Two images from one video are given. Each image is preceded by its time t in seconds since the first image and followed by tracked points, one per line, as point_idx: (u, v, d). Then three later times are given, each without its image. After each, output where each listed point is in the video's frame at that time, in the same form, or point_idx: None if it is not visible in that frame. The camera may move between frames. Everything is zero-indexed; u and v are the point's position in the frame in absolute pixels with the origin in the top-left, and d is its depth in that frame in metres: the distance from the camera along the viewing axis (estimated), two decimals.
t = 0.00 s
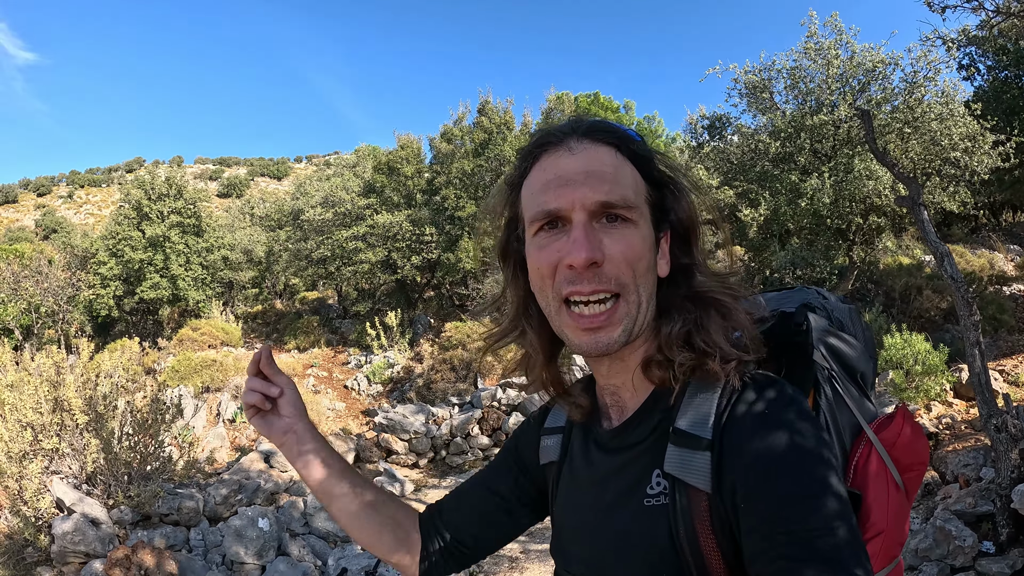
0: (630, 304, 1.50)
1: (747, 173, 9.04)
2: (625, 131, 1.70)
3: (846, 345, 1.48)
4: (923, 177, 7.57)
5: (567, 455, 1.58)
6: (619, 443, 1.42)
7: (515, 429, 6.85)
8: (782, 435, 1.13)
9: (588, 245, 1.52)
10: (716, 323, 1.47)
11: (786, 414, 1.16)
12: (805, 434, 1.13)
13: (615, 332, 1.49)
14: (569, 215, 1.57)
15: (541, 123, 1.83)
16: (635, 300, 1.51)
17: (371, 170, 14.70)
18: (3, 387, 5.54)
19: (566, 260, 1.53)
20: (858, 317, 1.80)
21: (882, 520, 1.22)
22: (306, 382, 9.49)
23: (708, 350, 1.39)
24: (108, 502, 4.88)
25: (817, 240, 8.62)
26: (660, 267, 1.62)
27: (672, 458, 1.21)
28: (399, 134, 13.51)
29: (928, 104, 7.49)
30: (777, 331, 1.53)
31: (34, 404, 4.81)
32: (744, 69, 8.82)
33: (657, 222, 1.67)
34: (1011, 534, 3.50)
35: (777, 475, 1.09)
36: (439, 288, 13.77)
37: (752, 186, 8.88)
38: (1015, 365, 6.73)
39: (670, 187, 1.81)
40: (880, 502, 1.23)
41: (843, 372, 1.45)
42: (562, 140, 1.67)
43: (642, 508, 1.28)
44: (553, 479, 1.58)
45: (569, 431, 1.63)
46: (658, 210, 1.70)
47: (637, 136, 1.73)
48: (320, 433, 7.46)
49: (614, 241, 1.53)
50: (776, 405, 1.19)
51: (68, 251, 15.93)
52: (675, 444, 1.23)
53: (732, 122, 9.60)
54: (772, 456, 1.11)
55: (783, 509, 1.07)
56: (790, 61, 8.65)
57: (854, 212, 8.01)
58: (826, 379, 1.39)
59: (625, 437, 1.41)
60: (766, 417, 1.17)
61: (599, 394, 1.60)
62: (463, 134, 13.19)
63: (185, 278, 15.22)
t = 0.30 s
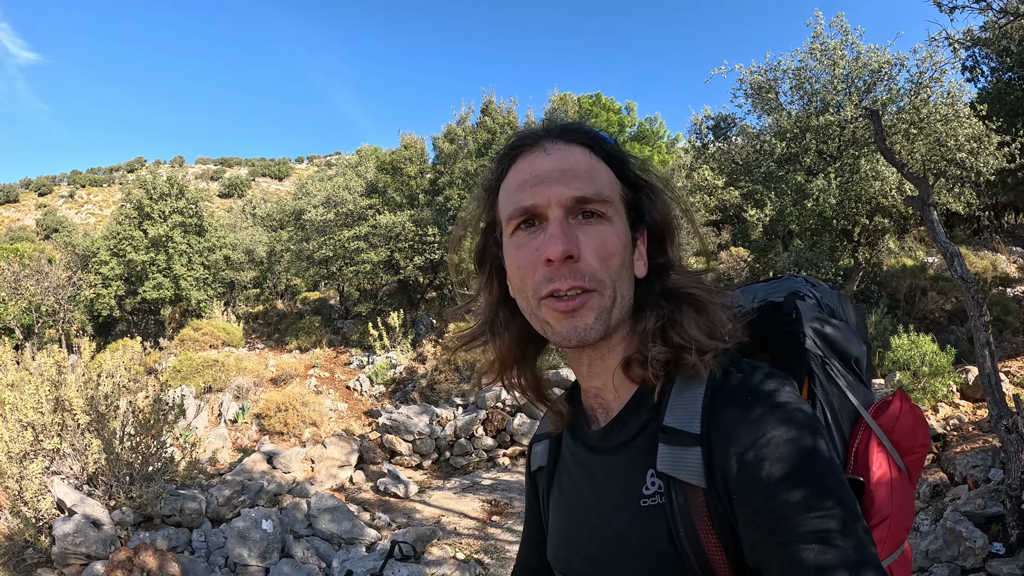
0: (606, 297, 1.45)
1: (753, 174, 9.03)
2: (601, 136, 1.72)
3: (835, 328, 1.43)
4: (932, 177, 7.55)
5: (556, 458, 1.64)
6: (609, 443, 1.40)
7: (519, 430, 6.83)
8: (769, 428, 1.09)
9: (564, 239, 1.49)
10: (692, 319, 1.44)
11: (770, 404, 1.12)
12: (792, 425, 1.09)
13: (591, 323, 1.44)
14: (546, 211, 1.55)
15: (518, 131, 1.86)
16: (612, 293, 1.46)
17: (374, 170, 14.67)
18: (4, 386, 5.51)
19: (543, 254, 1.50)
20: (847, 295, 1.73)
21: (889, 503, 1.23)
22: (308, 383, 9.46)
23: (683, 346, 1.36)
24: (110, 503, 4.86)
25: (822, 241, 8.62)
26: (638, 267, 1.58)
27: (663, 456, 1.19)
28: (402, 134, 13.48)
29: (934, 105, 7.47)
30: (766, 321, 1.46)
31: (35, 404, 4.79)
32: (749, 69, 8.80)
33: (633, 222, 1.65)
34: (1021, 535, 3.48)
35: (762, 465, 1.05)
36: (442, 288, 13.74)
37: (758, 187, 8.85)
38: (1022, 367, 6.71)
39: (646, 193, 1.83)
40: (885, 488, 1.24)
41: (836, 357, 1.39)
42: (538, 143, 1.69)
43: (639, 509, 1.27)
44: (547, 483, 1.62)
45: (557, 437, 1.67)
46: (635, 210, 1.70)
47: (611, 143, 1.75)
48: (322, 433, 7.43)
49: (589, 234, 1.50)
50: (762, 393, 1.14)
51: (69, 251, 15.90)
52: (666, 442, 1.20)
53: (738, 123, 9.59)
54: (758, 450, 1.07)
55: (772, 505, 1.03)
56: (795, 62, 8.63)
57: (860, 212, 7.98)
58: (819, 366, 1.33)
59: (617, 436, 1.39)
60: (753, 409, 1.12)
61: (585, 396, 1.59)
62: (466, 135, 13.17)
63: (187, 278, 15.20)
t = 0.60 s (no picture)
0: (592, 313, 1.45)
1: (756, 173, 9.02)
2: (588, 154, 1.70)
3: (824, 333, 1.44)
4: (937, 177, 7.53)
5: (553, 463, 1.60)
6: (603, 443, 1.40)
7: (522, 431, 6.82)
8: (756, 416, 1.11)
9: (548, 259, 1.49)
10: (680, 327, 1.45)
11: (755, 393, 1.15)
12: (776, 413, 1.11)
13: (578, 337, 1.44)
14: (531, 231, 1.55)
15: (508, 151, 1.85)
16: (596, 308, 1.46)
17: (377, 170, 14.67)
18: (6, 387, 5.51)
19: (529, 274, 1.50)
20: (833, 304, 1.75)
21: (882, 498, 1.25)
22: (309, 383, 9.45)
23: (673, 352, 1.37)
24: (111, 504, 4.85)
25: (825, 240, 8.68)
26: (626, 278, 1.58)
27: (658, 451, 1.20)
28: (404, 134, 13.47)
29: (937, 105, 7.46)
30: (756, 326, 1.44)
31: (37, 405, 4.79)
32: (752, 69, 8.79)
33: (619, 236, 1.62)
34: None
35: (746, 448, 1.07)
36: (444, 288, 13.74)
37: (761, 187, 8.82)
38: None
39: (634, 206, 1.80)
40: (877, 482, 1.26)
41: (826, 361, 1.41)
42: (526, 163, 1.68)
43: (635, 505, 1.26)
44: (542, 488, 1.59)
45: (554, 441, 1.64)
46: (620, 224, 1.66)
47: (599, 159, 1.72)
48: (324, 434, 7.43)
49: (573, 253, 1.49)
50: (748, 386, 1.18)
51: (70, 251, 15.90)
52: (660, 437, 1.22)
53: (741, 122, 9.57)
54: (744, 435, 1.08)
55: (757, 488, 1.03)
56: (798, 62, 8.62)
57: (864, 212, 7.96)
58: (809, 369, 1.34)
59: (611, 436, 1.39)
60: (739, 400, 1.15)
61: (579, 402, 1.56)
62: (468, 135, 13.16)
63: (188, 278, 15.20)
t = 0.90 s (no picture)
0: (567, 301, 1.47)
1: (759, 173, 9.02)
2: (581, 141, 1.67)
3: (820, 327, 1.47)
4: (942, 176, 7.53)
5: (564, 456, 1.56)
6: (624, 433, 1.41)
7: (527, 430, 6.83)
8: (787, 402, 1.14)
9: (522, 250, 1.53)
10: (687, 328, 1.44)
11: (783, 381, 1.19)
12: (803, 401, 1.15)
13: (554, 324, 1.47)
14: (514, 226, 1.61)
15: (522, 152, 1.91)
16: (573, 296, 1.47)
17: (380, 171, 14.69)
18: (11, 386, 5.53)
19: (508, 266, 1.57)
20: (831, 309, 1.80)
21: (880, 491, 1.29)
22: (313, 384, 9.47)
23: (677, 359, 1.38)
24: (117, 504, 4.87)
25: (829, 241, 8.69)
26: (630, 264, 1.53)
27: (685, 438, 1.23)
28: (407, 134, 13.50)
29: (941, 104, 7.46)
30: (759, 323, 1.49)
31: (42, 405, 4.81)
32: (756, 69, 8.81)
33: (621, 222, 1.55)
34: None
35: (779, 430, 1.11)
36: (447, 289, 13.76)
37: (765, 187, 8.81)
38: None
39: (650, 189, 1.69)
40: (875, 476, 1.30)
41: (823, 356, 1.42)
42: (521, 163, 1.72)
43: (658, 493, 1.27)
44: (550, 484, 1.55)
45: (565, 433, 1.60)
46: (623, 210, 1.57)
47: (597, 143, 1.68)
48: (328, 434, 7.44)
49: (548, 244, 1.51)
50: (775, 375, 1.21)
51: (73, 251, 15.95)
52: (686, 425, 1.24)
53: (744, 122, 9.57)
54: (777, 419, 1.12)
55: (790, 470, 1.07)
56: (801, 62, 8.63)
57: (868, 212, 7.96)
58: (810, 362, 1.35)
59: (630, 427, 1.41)
60: (769, 386, 1.18)
61: (594, 393, 1.58)
62: (471, 135, 13.18)
63: (190, 279, 15.24)
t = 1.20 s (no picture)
0: (556, 268, 1.50)
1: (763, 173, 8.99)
2: (602, 133, 1.73)
3: (821, 326, 1.47)
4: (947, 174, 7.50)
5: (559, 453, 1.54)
6: (617, 430, 1.40)
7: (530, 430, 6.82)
8: (787, 403, 1.10)
9: (524, 220, 1.60)
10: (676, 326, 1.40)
11: (782, 379, 1.15)
12: (808, 398, 1.11)
13: (539, 290, 1.50)
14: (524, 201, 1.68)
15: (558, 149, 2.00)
16: (563, 265, 1.50)
17: (382, 170, 14.68)
18: (13, 386, 5.52)
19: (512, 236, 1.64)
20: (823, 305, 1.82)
21: (889, 489, 1.18)
22: (316, 383, 9.46)
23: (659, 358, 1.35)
24: (119, 504, 4.87)
25: (833, 239, 8.66)
26: (627, 249, 1.52)
27: (675, 437, 1.21)
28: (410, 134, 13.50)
29: (945, 102, 7.44)
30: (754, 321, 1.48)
31: (44, 405, 4.80)
32: (759, 68, 8.79)
33: (625, 210, 1.56)
34: None
35: (774, 431, 1.08)
36: (450, 288, 13.76)
37: (769, 186, 8.78)
38: None
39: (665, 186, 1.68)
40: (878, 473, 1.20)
41: (820, 352, 1.42)
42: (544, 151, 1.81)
43: (650, 493, 1.27)
44: (546, 479, 1.53)
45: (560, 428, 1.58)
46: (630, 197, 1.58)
47: (617, 136, 1.72)
48: (331, 434, 7.43)
49: (550, 216, 1.56)
50: (770, 371, 1.18)
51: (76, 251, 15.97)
52: (677, 423, 1.23)
53: (748, 121, 9.54)
54: (780, 421, 1.08)
55: (791, 476, 1.04)
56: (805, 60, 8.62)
57: (872, 210, 7.94)
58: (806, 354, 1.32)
59: (622, 422, 1.40)
60: (768, 385, 1.14)
61: (587, 381, 1.59)
62: (473, 135, 13.17)
63: (193, 279, 15.25)
